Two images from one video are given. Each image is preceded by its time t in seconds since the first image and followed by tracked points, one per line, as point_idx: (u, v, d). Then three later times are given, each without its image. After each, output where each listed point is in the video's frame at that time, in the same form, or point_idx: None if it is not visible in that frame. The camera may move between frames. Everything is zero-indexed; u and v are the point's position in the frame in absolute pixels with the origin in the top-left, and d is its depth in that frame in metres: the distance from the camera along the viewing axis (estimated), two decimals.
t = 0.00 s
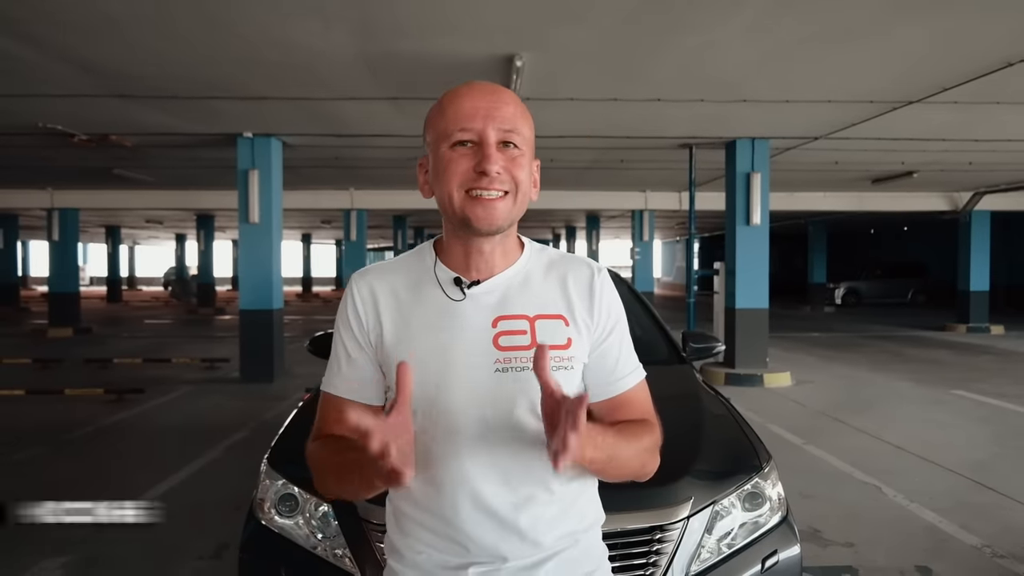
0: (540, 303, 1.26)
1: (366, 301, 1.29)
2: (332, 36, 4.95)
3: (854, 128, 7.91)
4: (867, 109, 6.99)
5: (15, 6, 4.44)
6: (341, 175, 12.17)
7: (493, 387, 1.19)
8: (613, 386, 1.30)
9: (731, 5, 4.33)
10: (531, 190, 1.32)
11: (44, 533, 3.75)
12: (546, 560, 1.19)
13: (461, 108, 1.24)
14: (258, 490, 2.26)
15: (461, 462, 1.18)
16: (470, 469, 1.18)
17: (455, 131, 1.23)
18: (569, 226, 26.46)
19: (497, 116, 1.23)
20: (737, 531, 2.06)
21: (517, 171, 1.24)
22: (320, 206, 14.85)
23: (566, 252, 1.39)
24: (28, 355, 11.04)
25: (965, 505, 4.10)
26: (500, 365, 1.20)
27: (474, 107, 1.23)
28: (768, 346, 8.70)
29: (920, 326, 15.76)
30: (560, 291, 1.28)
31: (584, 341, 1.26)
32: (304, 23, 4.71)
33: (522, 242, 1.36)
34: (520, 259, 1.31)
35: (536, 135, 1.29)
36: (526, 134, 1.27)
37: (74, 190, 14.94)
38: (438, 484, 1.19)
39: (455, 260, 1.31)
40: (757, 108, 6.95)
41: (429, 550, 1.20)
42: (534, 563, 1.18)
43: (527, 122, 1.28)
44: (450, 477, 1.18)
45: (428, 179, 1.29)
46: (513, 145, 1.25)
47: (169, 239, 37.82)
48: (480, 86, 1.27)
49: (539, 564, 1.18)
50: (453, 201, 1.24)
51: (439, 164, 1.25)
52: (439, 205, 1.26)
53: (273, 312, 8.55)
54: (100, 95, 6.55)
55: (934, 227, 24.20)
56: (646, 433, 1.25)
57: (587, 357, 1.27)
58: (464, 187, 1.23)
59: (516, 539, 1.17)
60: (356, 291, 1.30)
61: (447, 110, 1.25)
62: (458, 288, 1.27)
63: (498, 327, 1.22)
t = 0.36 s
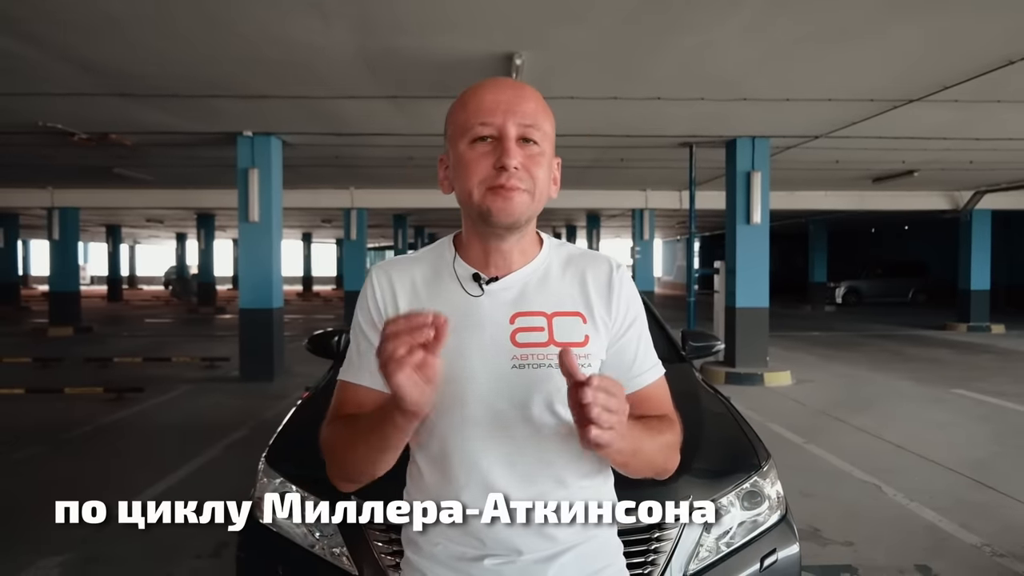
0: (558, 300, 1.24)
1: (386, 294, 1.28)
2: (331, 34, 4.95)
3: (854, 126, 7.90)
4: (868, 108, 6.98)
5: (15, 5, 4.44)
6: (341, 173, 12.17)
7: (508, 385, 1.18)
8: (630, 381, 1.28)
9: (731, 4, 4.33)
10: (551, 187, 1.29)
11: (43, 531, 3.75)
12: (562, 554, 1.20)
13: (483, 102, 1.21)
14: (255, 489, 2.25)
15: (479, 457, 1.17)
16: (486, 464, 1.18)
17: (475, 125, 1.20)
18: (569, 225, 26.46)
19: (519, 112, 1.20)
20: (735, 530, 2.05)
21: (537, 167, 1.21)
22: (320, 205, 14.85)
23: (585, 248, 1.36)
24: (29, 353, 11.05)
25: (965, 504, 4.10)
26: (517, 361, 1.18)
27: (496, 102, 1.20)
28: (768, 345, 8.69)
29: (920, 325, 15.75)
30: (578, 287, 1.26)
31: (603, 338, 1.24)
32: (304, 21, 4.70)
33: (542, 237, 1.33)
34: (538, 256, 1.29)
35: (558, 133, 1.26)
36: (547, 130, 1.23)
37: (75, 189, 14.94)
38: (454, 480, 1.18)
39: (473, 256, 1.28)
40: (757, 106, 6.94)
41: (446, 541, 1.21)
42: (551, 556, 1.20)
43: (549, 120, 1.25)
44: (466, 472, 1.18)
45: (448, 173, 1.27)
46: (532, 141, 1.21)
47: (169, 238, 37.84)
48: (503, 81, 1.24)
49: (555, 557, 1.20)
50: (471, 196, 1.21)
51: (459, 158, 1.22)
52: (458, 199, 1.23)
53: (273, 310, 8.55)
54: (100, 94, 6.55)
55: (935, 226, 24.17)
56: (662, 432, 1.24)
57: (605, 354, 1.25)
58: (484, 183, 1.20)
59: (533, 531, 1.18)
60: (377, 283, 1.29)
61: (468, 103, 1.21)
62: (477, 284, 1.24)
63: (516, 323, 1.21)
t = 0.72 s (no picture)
0: (585, 303, 1.23)
1: (416, 292, 1.26)
2: (330, 34, 4.94)
3: (854, 127, 7.90)
4: (867, 108, 6.99)
5: (15, 5, 4.44)
6: (341, 174, 12.17)
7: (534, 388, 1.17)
8: (655, 390, 1.28)
9: (730, 4, 4.33)
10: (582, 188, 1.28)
11: (42, 532, 3.75)
12: (582, 552, 1.21)
13: (513, 103, 1.20)
14: (254, 489, 2.24)
15: (502, 457, 1.18)
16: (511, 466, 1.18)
17: (505, 124, 1.20)
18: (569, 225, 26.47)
19: (550, 111, 1.20)
20: (733, 531, 2.05)
21: (568, 167, 1.21)
22: (320, 206, 14.85)
23: (613, 250, 1.35)
24: (28, 354, 11.04)
25: (964, 504, 4.10)
26: (544, 365, 1.17)
27: (526, 101, 1.20)
28: (767, 345, 8.70)
29: (920, 326, 15.76)
30: (606, 291, 1.25)
31: (629, 343, 1.23)
32: (303, 21, 4.70)
33: (571, 239, 1.32)
34: (568, 258, 1.28)
35: (589, 133, 1.25)
36: (578, 129, 1.23)
37: (74, 189, 14.93)
38: (476, 478, 1.18)
39: (502, 255, 1.28)
40: (756, 107, 6.95)
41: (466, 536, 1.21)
42: (572, 553, 1.20)
43: (580, 120, 1.24)
44: (490, 471, 1.18)
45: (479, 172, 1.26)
46: (563, 141, 1.21)
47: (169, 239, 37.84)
48: (536, 83, 1.23)
49: (574, 557, 1.20)
50: (500, 195, 1.21)
51: (489, 157, 1.22)
52: (487, 200, 1.23)
53: (273, 310, 8.55)
54: (100, 94, 6.55)
55: (934, 227, 24.18)
56: (689, 449, 1.26)
57: (631, 359, 1.24)
58: (513, 181, 1.20)
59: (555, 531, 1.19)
60: (406, 280, 1.27)
61: (500, 102, 1.22)
62: (506, 284, 1.23)
63: (543, 325, 1.20)
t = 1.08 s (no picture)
0: (619, 307, 1.24)
1: (452, 292, 1.29)
2: (330, 34, 4.94)
3: (854, 126, 7.90)
4: (867, 108, 6.99)
5: (15, 6, 4.44)
6: (340, 173, 12.17)
7: (566, 390, 1.19)
8: (691, 395, 1.29)
9: (729, 3, 4.33)
10: (614, 186, 1.28)
11: (42, 532, 3.75)
12: (607, 551, 1.26)
13: (538, 116, 1.20)
14: (254, 489, 2.24)
15: (536, 456, 1.21)
16: (542, 466, 1.21)
17: (531, 139, 1.21)
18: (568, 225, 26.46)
19: (575, 121, 1.19)
20: (734, 530, 2.05)
21: (596, 176, 1.21)
22: (319, 205, 14.85)
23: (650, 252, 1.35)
24: (28, 353, 11.03)
25: (964, 504, 4.10)
26: (575, 367, 1.20)
27: (550, 114, 1.20)
28: (767, 345, 8.71)
29: (920, 325, 15.75)
30: (640, 295, 1.26)
31: (663, 347, 1.24)
32: (303, 21, 4.70)
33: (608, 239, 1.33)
34: (603, 260, 1.28)
35: (618, 136, 1.24)
36: (605, 135, 1.22)
37: (74, 189, 14.92)
38: (507, 476, 1.23)
39: (536, 256, 1.29)
40: (756, 107, 6.95)
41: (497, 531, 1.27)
42: (597, 553, 1.25)
43: (609, 122, 1.23)
44: (521, 470, 1.22)
45: (511, 179, 1.28)
46: (590, 151, 1.21)
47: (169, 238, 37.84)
48: (563, 87, 1.22)
49: (599, 555, 1.26)
50: (530, 208, 1.23)
51: (519, 172, 1.23)
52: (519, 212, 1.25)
53: (273, 310, 8.55)
54: (100, 94, 6.55)
55: (934, 226, 24.17)
56: (728, 467, 1.27)
57: (665, 363, 1.26)
58: (541, 195, 1.22)
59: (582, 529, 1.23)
60: (441, 279, 1.30)
61: (524, 116, 1.21)
62: (540, 286, 1.25)
63: (577, 327, 1.22)
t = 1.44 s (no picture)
0: (637, 306, 1.24)
1: (476, 294, 1.32)
2: (331, 34, 4.94)
3: (854, 127, 7.91)
4: (867, 108, 6.99)
5: (16, 6, 4.45)
6: (341, 173, 12.17)
7: (584, 387, 1.21)
8: (710, 395, 1.27)
9: (729, 3, 4.34)
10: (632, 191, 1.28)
11: (42, 532, 3.75)
12: (628, 552, 1.25)
13: (557, 122, 1.21)
14: (256, 488, 2.24)
15: (556, 452, 1.22)
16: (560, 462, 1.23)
17: (550, 145, 1.22)
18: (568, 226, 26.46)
19: (594, 127, 1.20)
20: (735, 530, 2.05)
21: (615, 181, 1.22)
22: (319, 205, 14.85)
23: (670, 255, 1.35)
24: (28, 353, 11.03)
25: (964, 504, 4.11)
26: (594, 364, 1.21)
27: (570, 121, 1.21)
28: (767, 345, 8.71)
29: (920, 325, 15.76)
30: (659, 294, 1.26)
31: (681, 346, 1.24)
32: (303, 21, 4.70)
33: (628, 244, 1.34)
34: (622, 263, 1.29)
35: (638, 140, 1.25)
36: (624, 141, 1.22)
37: (74, 189, 14.92)
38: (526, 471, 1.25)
39: (556, 258, 1.31)
40: (756, 107, 6.95)
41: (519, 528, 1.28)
42: (618, 553, 1.24)
43: (627, 128, 1.23)
44: (541, 465, 1.24)
45: (533, 185, 1.30)
46: (609, 157, 1.21)
47: (169, 238, 37.84)
48: (581, 95, 1.23)
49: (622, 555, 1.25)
50: (551, 214, 1.25)
51: (541, 178, 1.25)
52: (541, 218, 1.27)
53: (273, 310, 8.55)
54: (100, 94, 6.55)
55: (934, 226, 24.17)
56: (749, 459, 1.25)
57: (684, 363, 1.25)
58: (562, 200, 1.23)
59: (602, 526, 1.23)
60: (467, 283, 1.34)
61: (545, 123, 1.23)
62: (559, 286, 1.27)
63: (595, 326, 1.23)
